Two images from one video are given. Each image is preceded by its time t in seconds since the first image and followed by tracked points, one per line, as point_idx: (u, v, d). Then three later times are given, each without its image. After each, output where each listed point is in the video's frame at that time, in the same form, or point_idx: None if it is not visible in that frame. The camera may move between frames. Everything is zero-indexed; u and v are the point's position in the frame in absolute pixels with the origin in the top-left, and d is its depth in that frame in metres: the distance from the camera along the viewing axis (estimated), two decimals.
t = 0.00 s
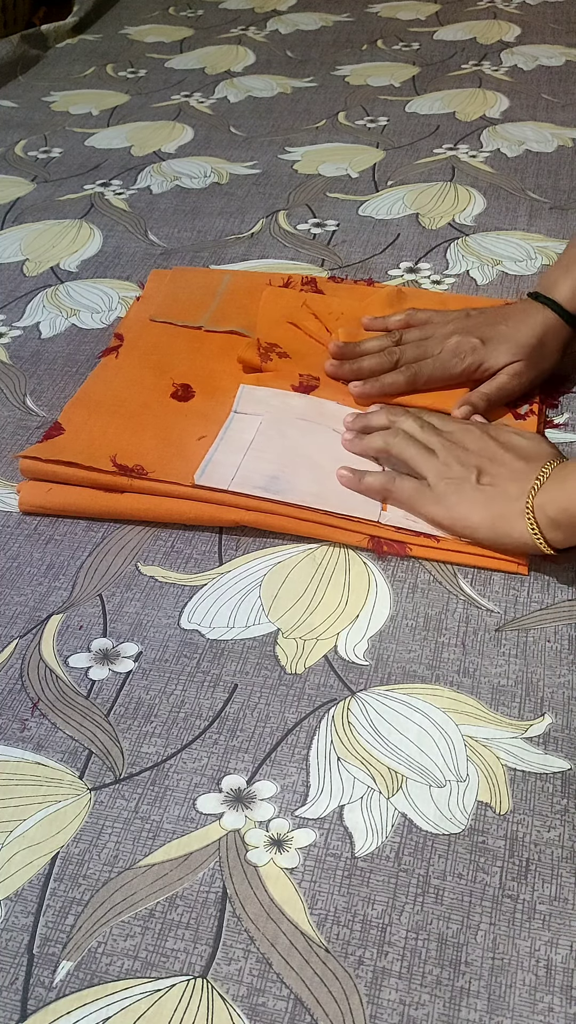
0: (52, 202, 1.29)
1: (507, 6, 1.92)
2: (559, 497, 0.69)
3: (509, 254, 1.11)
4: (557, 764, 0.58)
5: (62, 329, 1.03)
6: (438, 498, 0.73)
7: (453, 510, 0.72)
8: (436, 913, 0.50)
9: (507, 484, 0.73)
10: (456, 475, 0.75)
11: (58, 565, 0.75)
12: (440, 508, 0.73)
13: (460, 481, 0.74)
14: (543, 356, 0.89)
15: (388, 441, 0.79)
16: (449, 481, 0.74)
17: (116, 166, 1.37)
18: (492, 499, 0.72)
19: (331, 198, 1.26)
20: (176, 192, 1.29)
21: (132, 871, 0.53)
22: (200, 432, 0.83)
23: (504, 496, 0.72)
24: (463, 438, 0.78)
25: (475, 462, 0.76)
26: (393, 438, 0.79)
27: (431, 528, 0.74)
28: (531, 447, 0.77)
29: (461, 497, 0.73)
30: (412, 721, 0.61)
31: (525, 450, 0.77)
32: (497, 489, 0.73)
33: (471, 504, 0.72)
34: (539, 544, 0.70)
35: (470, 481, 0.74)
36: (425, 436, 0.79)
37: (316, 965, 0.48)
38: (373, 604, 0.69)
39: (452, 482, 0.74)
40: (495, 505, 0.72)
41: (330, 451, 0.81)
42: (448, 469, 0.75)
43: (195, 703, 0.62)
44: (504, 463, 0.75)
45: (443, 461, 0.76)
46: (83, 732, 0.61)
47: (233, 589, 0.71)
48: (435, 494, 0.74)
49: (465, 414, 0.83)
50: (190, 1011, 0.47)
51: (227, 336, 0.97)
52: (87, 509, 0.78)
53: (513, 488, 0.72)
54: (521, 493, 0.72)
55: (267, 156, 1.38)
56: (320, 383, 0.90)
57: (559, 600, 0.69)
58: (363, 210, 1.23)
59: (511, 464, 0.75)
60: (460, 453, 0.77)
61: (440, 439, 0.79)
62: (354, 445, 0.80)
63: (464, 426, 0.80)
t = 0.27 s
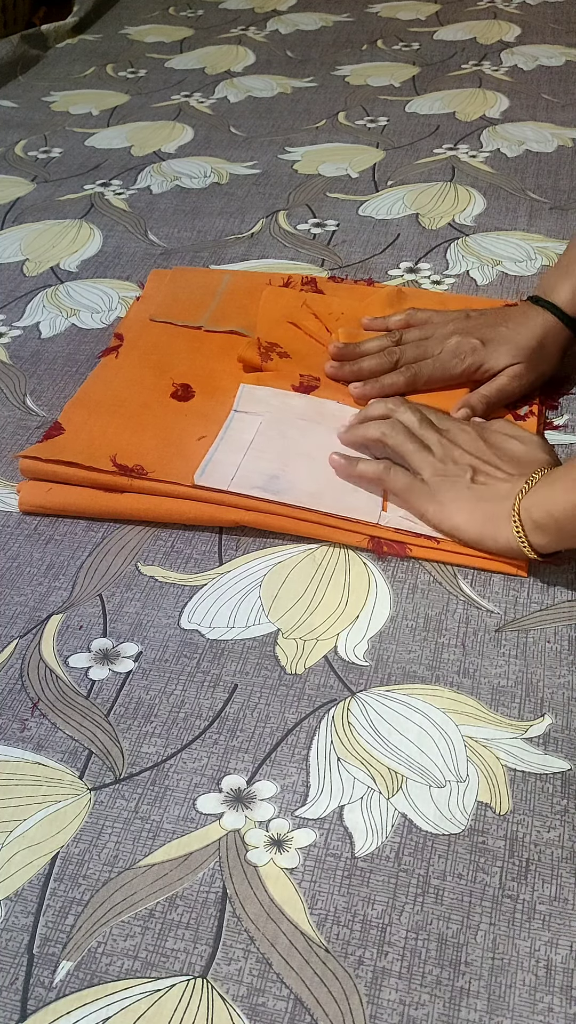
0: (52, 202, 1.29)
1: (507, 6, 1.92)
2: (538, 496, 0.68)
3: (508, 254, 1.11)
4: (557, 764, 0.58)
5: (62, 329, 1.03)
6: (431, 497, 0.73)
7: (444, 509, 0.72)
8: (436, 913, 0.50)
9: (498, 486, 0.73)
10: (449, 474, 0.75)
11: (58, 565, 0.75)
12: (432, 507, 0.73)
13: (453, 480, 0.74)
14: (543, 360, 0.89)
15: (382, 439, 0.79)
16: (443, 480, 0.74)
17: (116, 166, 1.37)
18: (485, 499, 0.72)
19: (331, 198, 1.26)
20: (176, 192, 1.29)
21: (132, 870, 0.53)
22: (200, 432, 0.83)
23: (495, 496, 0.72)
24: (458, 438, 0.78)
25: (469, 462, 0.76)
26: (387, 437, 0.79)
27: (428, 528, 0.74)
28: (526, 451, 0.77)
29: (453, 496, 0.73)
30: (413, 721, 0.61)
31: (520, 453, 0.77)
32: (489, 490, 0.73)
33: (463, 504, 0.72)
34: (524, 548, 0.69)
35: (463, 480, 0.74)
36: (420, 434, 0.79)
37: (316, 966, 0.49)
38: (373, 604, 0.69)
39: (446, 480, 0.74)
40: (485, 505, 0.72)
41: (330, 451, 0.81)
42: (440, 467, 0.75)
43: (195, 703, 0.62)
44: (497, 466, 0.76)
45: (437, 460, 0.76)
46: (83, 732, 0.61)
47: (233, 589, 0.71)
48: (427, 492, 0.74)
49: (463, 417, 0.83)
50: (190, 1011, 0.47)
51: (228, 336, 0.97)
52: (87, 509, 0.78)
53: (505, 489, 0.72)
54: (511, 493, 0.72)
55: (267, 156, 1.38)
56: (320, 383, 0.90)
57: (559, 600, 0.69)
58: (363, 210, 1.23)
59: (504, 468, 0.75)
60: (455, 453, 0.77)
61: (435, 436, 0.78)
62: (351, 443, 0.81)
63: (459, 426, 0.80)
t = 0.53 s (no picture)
0: (52, 202, 1.29)
1: (507, 6, 1.92)
2: (532, 501, 0.68)
3: (508, 255, 1.11)
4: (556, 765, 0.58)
5: (62, 329, 1.03)
6: (428, 499, 0.73)
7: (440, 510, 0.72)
8: (436, 913, 0.50)
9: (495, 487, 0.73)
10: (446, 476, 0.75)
11: (58, 565, 0.75)
12: (427, 507, 0.73)
13: (450, 482, 0.74)
14: (542, 363, 0.89)
15: (378, 442, 0.79)
16: (440, 482, 0.74)
17: (116, 166, 1.37)
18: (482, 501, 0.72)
19: (331, 198, 1.26)
20: (176, 192, 1.29)
21: (132, 871, 0.53)
22: (200, 432, 0.83)
23: (490, 499, 0.72)
24: (455, 440, 0.78)
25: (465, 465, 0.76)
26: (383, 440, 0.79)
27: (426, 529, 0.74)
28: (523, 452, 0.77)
29: (450, 498, 0.73)
30: (413, 722, 0.61)
31: (518, 455, 0.77)
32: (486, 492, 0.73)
33: (459, 506, 0.72)
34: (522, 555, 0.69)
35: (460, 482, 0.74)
36: (415, 438, 0.79)
37: (316, 966, 0.49)
38: (373, 605, 0.69)
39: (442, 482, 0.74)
40: (482, 506, 0.72)
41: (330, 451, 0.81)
42: (436, 469, 0.75)
43: (195, 703, 0.62)
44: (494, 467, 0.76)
45: (432, 462, 0.76)
46: (83, 732, 0.61)
47: (232, 589, 0.71)
48: (423, 493, 0.74)
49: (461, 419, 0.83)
50: (190, 1011, 0.47)
51: (228, 336, 0.97)
52: (87, 509, 0.78)
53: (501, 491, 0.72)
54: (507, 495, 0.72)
55: (267, 156, 1.38)
56: (320, 383, 0.90)
57: (558, 602, 0.69)
58: (363, 210, 1.23)
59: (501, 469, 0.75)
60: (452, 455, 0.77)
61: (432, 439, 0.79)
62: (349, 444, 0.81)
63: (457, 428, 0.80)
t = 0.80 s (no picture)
0: (52, 202, 1.29)
1: (507, 6, 1.92)
2: (528, 502, 0.68)
3: (508, 255, 1.11)
4: (556, 765, 0.58)
5: (62, 329, 1.03)
6: (428, 498, 0.73)
7: (438, 510, 0.72)
8: (436, 913, 0.50)
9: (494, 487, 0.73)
10: (445, 476, 0.75)
11: (58, 565, 0.75)
12: (426, 507, 0.73)
13: (449, 482, 0.74)
14: (542, 365, 0.89)
15: (377, 442, 0.79)
16: (439, 482, 0.74)
17: (116, 165, 1.37)
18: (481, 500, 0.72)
19: (331, 198, 1.26)
20: (176, 192, 1.29)
21: (132, 870, 0.53)
22: (199, 432, 0.83)
23: (489, 498, 0.72)
24: (455, 440, 0.79)
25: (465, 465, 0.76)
26: (382, 441, 0.79)
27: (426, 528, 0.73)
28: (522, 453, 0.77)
29: (449, 498, 0.73)
30: (412, 722, 0.61)
31: (517, 456, 0.77)
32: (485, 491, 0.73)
33: (459, 506, 0.72)
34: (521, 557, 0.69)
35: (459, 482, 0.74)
36: (414, 439, 0.79)
37: (316, 966, 0.49)
38: (373, 604, 0.70)
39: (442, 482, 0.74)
40: (481, 506, 0.72)
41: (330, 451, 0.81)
42: (435, 469, 0.75)
43: (195, 703, 0.62)
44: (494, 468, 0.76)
45: (431, 463, 0.76)
46: (83, 732, 0.61)
47: (232, 589, 0.71)
48: (422, 493, 0.74)
49: (461, 423, 0.83)
50: (190, 1011, 0.47)
51: (228, 336, 0.97)
52: (87, 509, 0.78)
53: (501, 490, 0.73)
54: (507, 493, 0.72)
55: (267, 156, 1.38)
56: (320, 383, 0.90)
57: (558, 602, 0.70)
58: (363, 210, 1.23)
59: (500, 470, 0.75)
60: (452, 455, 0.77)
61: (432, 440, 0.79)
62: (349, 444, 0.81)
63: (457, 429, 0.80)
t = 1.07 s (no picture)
0: (52, 202, 1.29)
1: (507, 6, 1.92)
2: (524, 501, 0.68)
3: (508, 255, 1.11)
4: (556, 765, 0.58)
5: (62, 329, 1.03)
6: (428, 497, 0.73)
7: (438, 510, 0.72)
8: (436, 913, 0.50)
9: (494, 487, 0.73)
10: (445, 476, 0.75)
11: (58, 565, 0.75)
12: (426, 507, 0.73)
13: (449, 481, 0.74)
14: (543, 366, 0.89)
15: (377, 442, 0.79)
16: (438, 481, 0.74)
17: (116, 166, 1.37)
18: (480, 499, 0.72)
19: (330, 198, 1.26)
20: (176, 192, 1.29)
21: (132, 870, 0.53)
22: (199, 432, 0.83)
23: (489, 497, 0.72)
24: (455, 441, 0.79)
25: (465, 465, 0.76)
26: (382, 441, 0.79)
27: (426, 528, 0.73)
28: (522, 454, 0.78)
29: (449, 497, 0.73)
30: (412, 722, 0.61)
31: (516, 457, 0.77)
32: (485, 491, 0.73)
33: (459, 505, 0.72)
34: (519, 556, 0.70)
35: (459, 481, 0.74)
36: (414, 439, 0.79)
37: (316, 966, 0.49)
38: (372, 604, 0.70)
39: (442, 482, 0.74)
40: (481, 505, 0.72)
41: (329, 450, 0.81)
42: (435, 469, 0.75)
43: (195, 703, 0.63)
44: (494, 468, 0.76)
45: (430, 463, 0.76)
46: (83, 732, 0.61)
47: (232, 589, 0.71)
48: (422, 493, 0.74)
49: (461, 423, 0.83)
50: (189, 1011, 0.47)
51: (228, 336, 0.97)
52: (87, 509, 0.78)
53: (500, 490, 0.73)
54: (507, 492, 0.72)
55: (267, 156, 1.38)
56: (320, 383, 0.90)
57: (557, 602, 0.70)
58: (363, 210, 1.23)
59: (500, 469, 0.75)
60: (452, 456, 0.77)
61: (432, 440, 0.79)
62: (349, 444, 0.81)
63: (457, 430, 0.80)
